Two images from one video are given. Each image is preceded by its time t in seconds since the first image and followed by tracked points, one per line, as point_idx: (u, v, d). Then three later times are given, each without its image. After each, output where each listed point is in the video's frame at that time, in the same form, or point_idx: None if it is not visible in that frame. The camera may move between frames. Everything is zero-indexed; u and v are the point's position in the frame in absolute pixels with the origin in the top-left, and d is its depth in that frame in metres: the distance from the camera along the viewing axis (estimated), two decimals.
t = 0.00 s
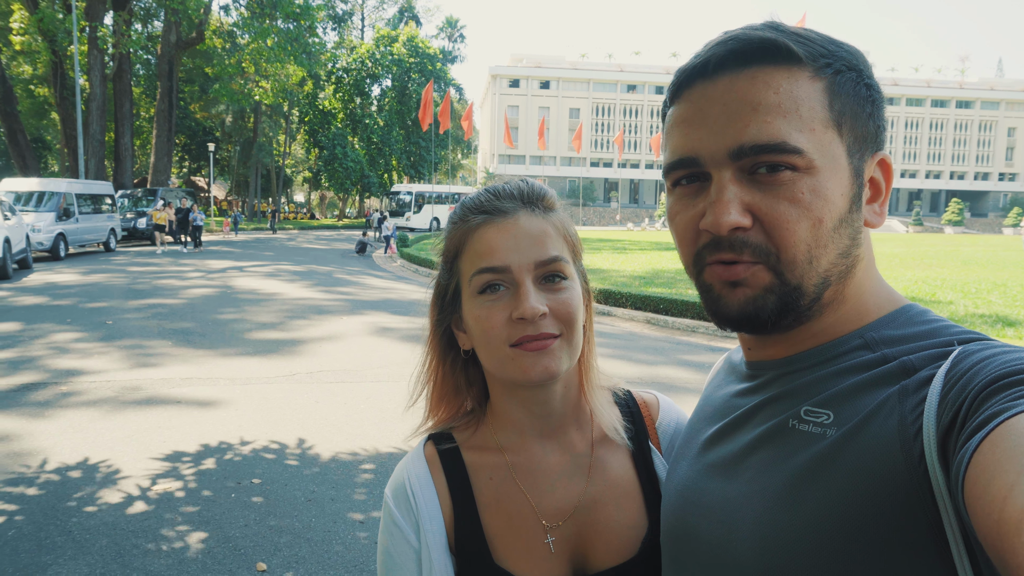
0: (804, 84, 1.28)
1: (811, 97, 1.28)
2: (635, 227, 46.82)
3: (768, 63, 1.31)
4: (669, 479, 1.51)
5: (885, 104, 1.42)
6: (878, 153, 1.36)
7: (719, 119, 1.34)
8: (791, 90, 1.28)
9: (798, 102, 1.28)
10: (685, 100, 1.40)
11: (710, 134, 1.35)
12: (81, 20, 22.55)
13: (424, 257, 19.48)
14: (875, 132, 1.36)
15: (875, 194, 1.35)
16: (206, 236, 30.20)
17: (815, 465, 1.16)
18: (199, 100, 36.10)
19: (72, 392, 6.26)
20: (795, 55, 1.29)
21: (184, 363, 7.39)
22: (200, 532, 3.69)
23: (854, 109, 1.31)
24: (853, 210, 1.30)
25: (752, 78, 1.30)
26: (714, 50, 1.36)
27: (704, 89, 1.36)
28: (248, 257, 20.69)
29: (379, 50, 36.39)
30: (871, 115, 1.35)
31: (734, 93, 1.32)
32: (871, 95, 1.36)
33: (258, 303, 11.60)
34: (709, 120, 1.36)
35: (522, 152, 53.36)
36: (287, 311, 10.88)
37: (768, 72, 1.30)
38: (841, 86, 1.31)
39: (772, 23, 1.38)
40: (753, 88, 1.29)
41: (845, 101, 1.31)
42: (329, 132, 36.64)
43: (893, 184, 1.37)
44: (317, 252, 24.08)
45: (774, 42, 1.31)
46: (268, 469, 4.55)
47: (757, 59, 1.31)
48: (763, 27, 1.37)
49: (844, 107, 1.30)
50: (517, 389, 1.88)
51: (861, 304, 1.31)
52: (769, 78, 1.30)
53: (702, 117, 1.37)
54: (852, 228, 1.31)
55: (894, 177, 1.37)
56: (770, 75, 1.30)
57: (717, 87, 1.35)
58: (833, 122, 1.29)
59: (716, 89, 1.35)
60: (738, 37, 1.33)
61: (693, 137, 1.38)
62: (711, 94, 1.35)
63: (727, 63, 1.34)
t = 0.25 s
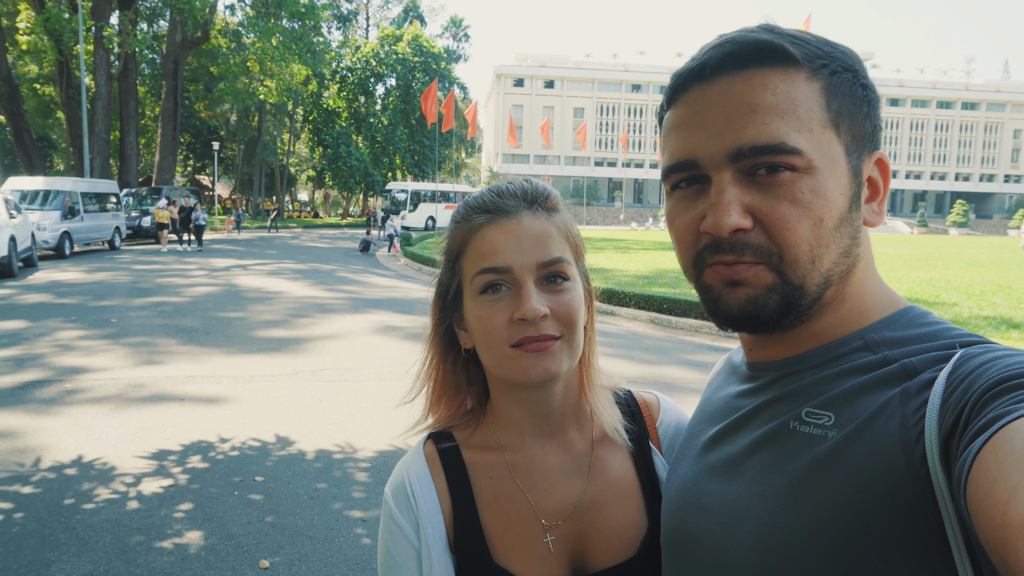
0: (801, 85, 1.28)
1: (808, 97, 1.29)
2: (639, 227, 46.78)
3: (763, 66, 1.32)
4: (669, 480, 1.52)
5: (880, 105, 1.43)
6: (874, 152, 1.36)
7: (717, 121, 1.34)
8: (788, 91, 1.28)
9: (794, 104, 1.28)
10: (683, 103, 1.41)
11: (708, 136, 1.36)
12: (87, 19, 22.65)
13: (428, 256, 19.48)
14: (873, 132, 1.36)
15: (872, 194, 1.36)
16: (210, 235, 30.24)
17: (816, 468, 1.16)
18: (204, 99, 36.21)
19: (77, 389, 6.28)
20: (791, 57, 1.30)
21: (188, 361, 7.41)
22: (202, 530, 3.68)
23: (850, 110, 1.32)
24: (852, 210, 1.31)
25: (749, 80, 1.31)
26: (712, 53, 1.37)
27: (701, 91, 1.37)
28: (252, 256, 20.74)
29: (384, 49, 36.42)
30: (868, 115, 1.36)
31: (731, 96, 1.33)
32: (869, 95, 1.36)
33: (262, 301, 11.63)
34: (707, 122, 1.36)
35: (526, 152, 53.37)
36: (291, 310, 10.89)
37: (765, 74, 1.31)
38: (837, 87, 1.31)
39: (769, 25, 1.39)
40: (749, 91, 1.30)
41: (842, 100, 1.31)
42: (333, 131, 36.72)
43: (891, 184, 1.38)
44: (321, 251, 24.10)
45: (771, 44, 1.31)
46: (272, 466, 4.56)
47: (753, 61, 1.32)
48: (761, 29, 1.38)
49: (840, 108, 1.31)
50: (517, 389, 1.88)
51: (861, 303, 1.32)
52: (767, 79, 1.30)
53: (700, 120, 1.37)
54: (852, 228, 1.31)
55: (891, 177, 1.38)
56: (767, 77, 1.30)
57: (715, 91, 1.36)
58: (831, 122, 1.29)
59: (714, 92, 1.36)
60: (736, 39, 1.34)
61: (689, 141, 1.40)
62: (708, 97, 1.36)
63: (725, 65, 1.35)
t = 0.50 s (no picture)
0: (788, 82, 1.28)
1: (797, 94, 1.28)
2: (639, 220, 46.75)
3: (752, 64, 1.31)
4: (666, 476, 1.52)
5: (874, 101, 1.42)
6: (867, 147, 1.36)
7: (705, 120, 1.34)
8: (777, 88, 1.28)
9: (782, 101, 1.28)
10: (672, 102, 1.41)
11: (697, 135, 1.35)
12: (86, 10, 22.56)
13: (428, 249, 19.48)
14: (864, 127, 1.36)
15: (865, 189, 1.35)
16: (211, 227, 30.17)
17: (811, 465, 1.16)
18: (204, 91, 36.11)
19: (77, 381, 6.29)
20: (779, 54, 1.30)
21: (189, 354, 7.42)
22: (202, 523, 3.69)
23: (839, 105, 1.31)
24: (844, 206, 1.31)
25: (737, 78, 1.31)
26: (699, 52, 1.37)
27: (690, 91, 1.37)
28: (252, 249, 20.73)
29: (384, 42, 36.31)
30: (858, 111, 1.35)
31: (720, 93, 1.32)
32: (859, 90, 1.36)
33: (262, 294, 11.62)
34: (696, 120, 1.36)
35: (527, 145, 53.26)
36: (291, 303, 10.89)
37: (753, 72, 1.31)
38: (825, 82, 1.31)
39: (758, 23, 1.38)
40: (737, 88, 1.30)
41: (830, 96, 1.31)
42: (334, 124, 36.61)
43: (885, 179, 1.37)
44: (321, 244, 24.08)
45: (759, 42, 1.31)
46: (271, 460, 4.56)
47: (741, 59, 1.32)
48: (748, 26, 1.38)
49: (830, 103, 1.30)
50: (511, 384, 1.88)
51: (856, 300, 1.31)
52: (755, 77, 1.30)
53: (689, 119, 1.37)
54: (845, 223, 1.31)
55: (885, 172, 1.38)
56: (756, 75, 1.30)
57: (705, 88, 1.35)
58: (821, 118, 1.29)
59: (703, 90, 1.36)
60: (722, 38, 1.34)
61: (680, 139, 1.39)
62: (696, 96, 1.36)
63: (713, 63, 1.34)
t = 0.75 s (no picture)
0: (788, 84, 1.28)
1: (797, 95, 1.28)
2: (647, 222, 46.63)
3: (752, 65, 1.31)
4: (668, 477, 1.52)
5: (874, 103, 1.42)
6: (869, 147, 1.35)
7: (706, 121, 1.34)
8: (777, 89, 1.28)
9: (784, 102, 1.28)
10: (673, 104, 1.41)
11: (697, 136, 1.36)
12: (96, 12, 22.70)
13: (434, 251, 19.50)
14: (865, 128, 1.36)
15: (867, 191, 1.35)
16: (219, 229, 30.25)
17: (812, 466, 1.16)
18: (213, 93, 36.27)
19: (85, 381, 6.33)
20: (778, 56, 1.30)
21: (196, 354, 7.45)
22: (208, 523, 3.71)
23: (840, 107, 1.31)
24: (845, 207, 1.30)
25: (736, 80, 1.31)
26: (699, 53, 1.37)
27: (691, 92, 1.37)
28: (260, 250, 20.81)
29: (392, 43, 36.42)
30: (859, 112, 1.35)
31: (719, 96, 1.33)
32: (860, 91, 1.36)
33: (270, 295, 11.66)
34: (696, 123, 1.37)
35: (534, 147, 53.27)
36: (298, 304, 10.92)
37: (752, 74, 1.31)
38: (825, 84, 1.31)
39: (757, 25, 1.39)
40: (738, 90, 1.30)
41: (831, 98, 1.31)
42: (341, 125, 36.64)
43: (887, 181, 1.36)
44: (328, 245, 24.14)
45: (759, 43, 1.31)
46: (277, 461, 4.57)
47: (742, 61, 1.32)
48: (747, 29, 1.38)
49: (830, 105, 1.30)
50: (512, 385, 1.89)
51: (859, 301, 1.31)
52: (754, 79, 1.30)
53: (691, 119, 1.37)
54: (846, 225, 1.30)
55: (888, 173, 1.37)
56: (756, 77, 1.30)
57: (704, 91, 1.35)
58: (821, 120, 1.29)
59: (704, 92, 1.36)
60: (721, 41, 1.34)
61: (682, 140, 1.39)
62: (698, 97, 1.36)
63: (713, 65, 1.35)
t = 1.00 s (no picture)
0: (786, 86, 1.28)
1: (795, 98, 1.28)
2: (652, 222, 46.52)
3: (751, 67, 1.31)
4: (666, 480, 1.51)
5: (874, 103, 1.41)
6: (867, 151, 1.35)
7: (703, 123, 1.34)
8: (776, 92, 1.28)
9: (782, 104, 1.28)
10: (672, 105, 1.41)
11: (695, 138, 1.35)
12: (102, 13, 22.78)
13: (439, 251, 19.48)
14: (863, 130, 1.35)
15: (865, 194, 1.35)
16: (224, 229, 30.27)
17: (811, 467, 1.15)
18: (218, 93, 36.32)
19: (90, 381, 6.35)
20: (777, 57, 1.29)
21: (201, 354, 7.47)
22: (212, 523, 3.71)
23: (839, 109, 1.31)
24: (842, 210, 1.30)
25: (735, 82, 1.31)
26: (697, 55, 1.37)
27: (689, 94, 1.37)
28: (265, 250, 20.84)
29: (397, 43, 36.48)
30: (857, 115, 1.34)
31: (716, 97, 1.32)
32: (858, 94, 1.35)
33: (276, 295, 11.68)
34: (694, 124, 1.36)
35: (539, 147, 53.24)
36: (304, 304, 10.93)
37: (750, 76, 1.30)
38: (825, 87, 1.30)
39: (756, 26, 1.38)
40: (735, 92, 1.30)
41: (830, 100, 1.30)
42: (346, 126, 36.49)
43: (886, 183, 1.35)
44: (333, 245, 24.17)
45: (756, 46, 1.31)
46: (280, 461, 4.58)
47: (742, 63, 1.31)
48: (746, 32, 1.38)
49: (828, 108, 1.30)
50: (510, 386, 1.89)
51: (859, 305, 1.31)
52: (754, 80, 1.30)
53: (689, 121, 1.37)
54: (842, 228, 1.30)
55: (886, 176, 1.36)
56: (754, 78, 1.30)
57: (700, 94, 1.35)
58: (819, 122, 1.28)
59: (701, 95, 1.36)
60: (718, 43, 1.34)
61: (680, 142, 1.39)
62: (694, 100, 1.36)
63: (710, 67, 1.35)
